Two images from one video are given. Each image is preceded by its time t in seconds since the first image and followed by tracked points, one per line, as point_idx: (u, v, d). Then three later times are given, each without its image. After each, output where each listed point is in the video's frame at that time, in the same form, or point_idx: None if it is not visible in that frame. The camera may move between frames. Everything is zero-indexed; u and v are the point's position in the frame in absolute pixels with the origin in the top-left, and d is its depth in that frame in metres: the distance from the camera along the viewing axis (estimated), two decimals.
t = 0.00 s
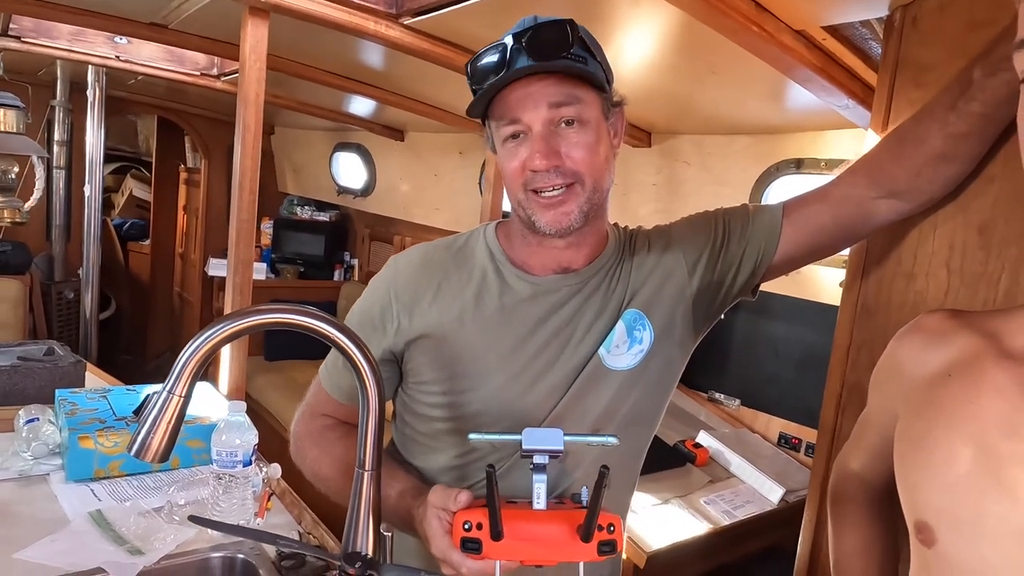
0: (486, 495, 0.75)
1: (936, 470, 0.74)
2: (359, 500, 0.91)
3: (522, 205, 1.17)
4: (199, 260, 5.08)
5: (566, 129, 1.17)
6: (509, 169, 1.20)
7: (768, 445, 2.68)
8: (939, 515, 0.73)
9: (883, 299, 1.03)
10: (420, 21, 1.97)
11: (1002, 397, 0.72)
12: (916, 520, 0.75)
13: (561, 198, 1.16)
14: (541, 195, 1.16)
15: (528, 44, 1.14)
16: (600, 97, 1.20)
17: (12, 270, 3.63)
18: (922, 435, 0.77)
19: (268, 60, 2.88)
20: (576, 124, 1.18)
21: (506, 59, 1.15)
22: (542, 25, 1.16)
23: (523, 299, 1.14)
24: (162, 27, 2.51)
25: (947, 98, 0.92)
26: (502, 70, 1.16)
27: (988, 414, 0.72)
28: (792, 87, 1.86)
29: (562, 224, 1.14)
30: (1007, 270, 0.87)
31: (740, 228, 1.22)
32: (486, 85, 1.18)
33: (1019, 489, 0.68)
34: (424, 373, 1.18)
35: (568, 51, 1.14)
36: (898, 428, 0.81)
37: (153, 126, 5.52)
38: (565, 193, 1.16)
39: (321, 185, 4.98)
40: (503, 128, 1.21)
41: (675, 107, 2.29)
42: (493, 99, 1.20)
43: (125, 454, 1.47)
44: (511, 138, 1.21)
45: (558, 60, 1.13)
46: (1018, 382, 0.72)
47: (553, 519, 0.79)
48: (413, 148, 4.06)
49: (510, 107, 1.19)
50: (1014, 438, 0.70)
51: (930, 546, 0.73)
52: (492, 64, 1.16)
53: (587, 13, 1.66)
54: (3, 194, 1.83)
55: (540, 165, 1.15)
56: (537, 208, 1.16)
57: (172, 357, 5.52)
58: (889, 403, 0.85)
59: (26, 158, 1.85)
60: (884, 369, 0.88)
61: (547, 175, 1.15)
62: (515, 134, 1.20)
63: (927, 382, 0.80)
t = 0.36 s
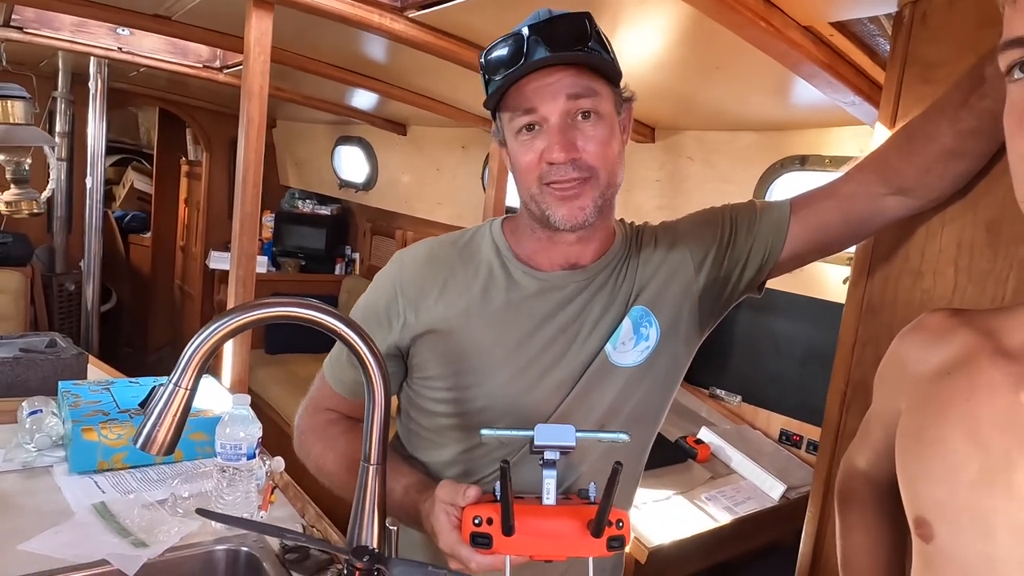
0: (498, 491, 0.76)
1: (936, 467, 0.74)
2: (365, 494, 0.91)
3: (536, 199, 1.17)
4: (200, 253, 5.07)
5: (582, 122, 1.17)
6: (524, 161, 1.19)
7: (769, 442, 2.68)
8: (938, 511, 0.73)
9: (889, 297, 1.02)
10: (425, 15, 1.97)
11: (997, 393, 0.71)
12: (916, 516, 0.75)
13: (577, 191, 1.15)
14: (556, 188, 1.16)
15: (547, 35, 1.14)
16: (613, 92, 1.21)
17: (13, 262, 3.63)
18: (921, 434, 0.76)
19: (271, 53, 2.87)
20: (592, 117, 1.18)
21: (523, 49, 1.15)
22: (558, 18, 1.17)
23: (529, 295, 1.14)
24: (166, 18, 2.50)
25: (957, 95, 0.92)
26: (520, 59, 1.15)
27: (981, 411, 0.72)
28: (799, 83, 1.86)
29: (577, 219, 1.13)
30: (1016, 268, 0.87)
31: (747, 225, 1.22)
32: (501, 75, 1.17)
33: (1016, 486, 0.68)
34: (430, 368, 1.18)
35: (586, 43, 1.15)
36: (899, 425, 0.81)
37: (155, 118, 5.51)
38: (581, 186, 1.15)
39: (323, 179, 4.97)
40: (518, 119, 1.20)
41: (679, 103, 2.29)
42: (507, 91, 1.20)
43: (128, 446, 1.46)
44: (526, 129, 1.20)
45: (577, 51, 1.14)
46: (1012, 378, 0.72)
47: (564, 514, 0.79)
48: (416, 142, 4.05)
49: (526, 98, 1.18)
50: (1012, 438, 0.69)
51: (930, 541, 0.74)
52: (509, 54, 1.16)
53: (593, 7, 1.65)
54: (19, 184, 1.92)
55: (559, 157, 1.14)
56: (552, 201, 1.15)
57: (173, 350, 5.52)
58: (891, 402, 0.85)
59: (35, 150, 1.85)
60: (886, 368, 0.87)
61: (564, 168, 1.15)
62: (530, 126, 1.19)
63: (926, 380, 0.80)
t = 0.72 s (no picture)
0: (517, 480, 0.76)
1: (946, 464, 0.73)
2: (376, 483, 0.91)
3: (533, 199, 1.17)
4: (203, 244, 5.07)
5: (576, 124, 1.16)
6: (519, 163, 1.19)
7: (773, 437, 2.68)
8: (948, 509, 0.73)
9: (900, 292, 1.02)
10: (433, 6, 1.96)
11: (1002, 393, 0.71)
12: (925, 514, 0.75)
13: (571, 193, 1.16)
14: (550, 190, 1.16)
15: (539, 37, 1.12)
16: (615, 89, 1.17)
17: (17, 250, 3.63)
18: (930, 433, 0.76)
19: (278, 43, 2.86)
20: (587, 119, 1.16)
21: (517, 52, 1.14)
22: (556, 15, 1.14)
23: (541, 286, 1.14)
24: (173, 7, 2.50)
25: (974, 89, 0.92)
26: (513, 62, 1.14)
27: (989, 410, 0.72)
28: (809, 77, 1.85)
29: (571, 220, 1.14)
30: None
31: (760, 219, 1.21)
32: (497, 79, 1.18)
33: None
34: (441, 358, 1.17)
35: (580, 43, 1.12)
36: (908, 423, 0.80)
37: (159, 109, 5.50)
38: (575, 189, 1.16)
39: (327, 170, 4.96)
40: (515, 121, 1.20)
41: (687, 96, 2.28)
42: (505, 92, 1.20)
43: (136, 435, 1.47)
44: (523, 132, 1.20)
45: (569, 53, 1.11)
46: (1019, 377, 0.71)
47: (580, 503, 0.80)
48: (421, 134, 4.04)
49: (521, 101, 1.18)
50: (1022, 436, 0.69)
51: (939, 539, 0.73)
52: (505, 56, 1.16)
53: None
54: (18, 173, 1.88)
55: (548, 162, 1.14)
56: (547, 203, 1.15)
57: (175, 340, 5.53)
58: (899, 399, 0.84)
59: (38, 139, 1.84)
60: (895, 364, 0.86)
61: (556, 171, 1.15)
62: (526, 128, 1.19)
63: (934, 378, 0.79)
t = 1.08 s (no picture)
0: (518, 471, 0.78)
1: (945, 462, 0.74)
2: (379, 476, 0.92)
3: (536, 196, 1.17)
4: (206, 240, 5.08)
5: (579, 121, 1.16)
6: (523, 161, 1.20)
7: (773, 434, 2.69)
8: (947, 507, 0.73)
9: (900, 289, 1.03)
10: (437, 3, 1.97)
11: (1003, 391, 0.72)
12: (925, 512, 0.76)
13: (574, 189, 1.16)
14: (554, 188, 1.16)
15: (540, 35, 1.13)
16: (617, 86, 1.18)
17: (21, 246, 3.65)
18: (929, 433, 0.77)
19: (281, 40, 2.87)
20: (589, 116, 1.16)
21: (519, 50, 1.15)
22: (557, 13, 1.15)
23: (543, 282, 1.15)
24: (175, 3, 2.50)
25: (977, 87, 0.92)
26: (515, 61, 1.15)
27: (987, 409, 0.72)
28: (811, 75, 1.85)
29: (575, 217, 1.14)
30: None
31: (761, 215, 1.22)
32: (499, 78, 1.19)
33: None
34: (444, 354, 1.18)
35: (582, 40, 1.12)
36: (907, 422, 0.81)
37: (161, 105, 5.51)
38: (578, 186, 1.16)
39: (329, 167, 4.97)
40: (518, 120, 1.21)
41: (689, 94, 2.28)
42: (507, 90, 1.20)
43: (141, 429, 1.48)
44: (525, 130, 1.21)
45: (571, 51, 1.12)
46: (1019, 375, 0.72)
47: (582, 496, 0.81)
48: (423, 131, 4.04)
49: (523, 99, 1.19)
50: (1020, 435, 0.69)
51: (939, 537, 0.74)
52: (505, 56, 1.16)
53: None
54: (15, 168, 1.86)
55: (552, 160, 1.15)
56: (551, 199, 1.16)
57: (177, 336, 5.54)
58: (898, 396, 0.85)
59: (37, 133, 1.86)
60: (894, 361, 0.87)
61: (560, 169, 1.15)
62: (528, 126, 1.20)
63: (933, 377, 0.80)
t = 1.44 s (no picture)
0: (509, 470, 0.78)
1: (939, 457, 0.75)
2: (373, 475, 0.93)
3: (530, 196, 1.18)
4: (206, 242, 5.10)
5: (573, 123, 1.18)
6: (518, 162, 1.21)
7: (772, 433, 2.70)
8: (940, 503, 0.74)
9: (891, 287, 1.04)
10: (432, 5, 1.98)
11: (1002, 386, 0.72)
12: (919, 509, 0.77)
13: (569, 191, 1.17)
14: (549, 188, 1.17)
15: (536, 37, 1.13)
16: (610, 88, 1.19)
17: (23, 249, 3.66)
18: (923, 429, 0.78)
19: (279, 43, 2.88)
20: (584, 118, 1.17)
21: (514, 52, 1.15)
22: (552, 15, 1.15)
23: (535, 282, 1.16)
24: (173, 7, 2.51)
25: (965, 84, 0.93)
26: (510, 62, 1.16)
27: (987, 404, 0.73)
28: (805, 74, 1.86)
29: (570, 217, 1.15)
30: (1016, 260, 0.88)
31: (751, 214, 1.23)
32: (493, 80, 1.19)
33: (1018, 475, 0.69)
34: (439, 354, 1.19)
35: (578, 42, 1.13)
36: (900, 419, 0.82)
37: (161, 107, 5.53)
38: (573, 186, 1.18)
39: (329, 168, 4.99)
40: (513, 120, 1.22)
41: (685, 93, 2.29)
42: (502, 91, 1.21)
43: (140, 430, 1.49)
44: (520, 130, 1.22)
45: (567, 53, 1.12)
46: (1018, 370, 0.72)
47: (574, 493, 0.82)
48: (422, 132, 4.06)
49: (518, 101, 1.20)
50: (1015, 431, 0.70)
51: (933, 534, 0.75)
52: (500, 57, 1.17)
53: None
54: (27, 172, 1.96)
55: (547, 161, 1.16)
56: (545, 199, 1.17)
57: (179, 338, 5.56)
58: (890, 392, 0.86)
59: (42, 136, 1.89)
60: (887, 358, 0.88)
61: (554, 170, 1.16)
62: (523, 127, 1.21)
63: (928, 376, 0.81)
